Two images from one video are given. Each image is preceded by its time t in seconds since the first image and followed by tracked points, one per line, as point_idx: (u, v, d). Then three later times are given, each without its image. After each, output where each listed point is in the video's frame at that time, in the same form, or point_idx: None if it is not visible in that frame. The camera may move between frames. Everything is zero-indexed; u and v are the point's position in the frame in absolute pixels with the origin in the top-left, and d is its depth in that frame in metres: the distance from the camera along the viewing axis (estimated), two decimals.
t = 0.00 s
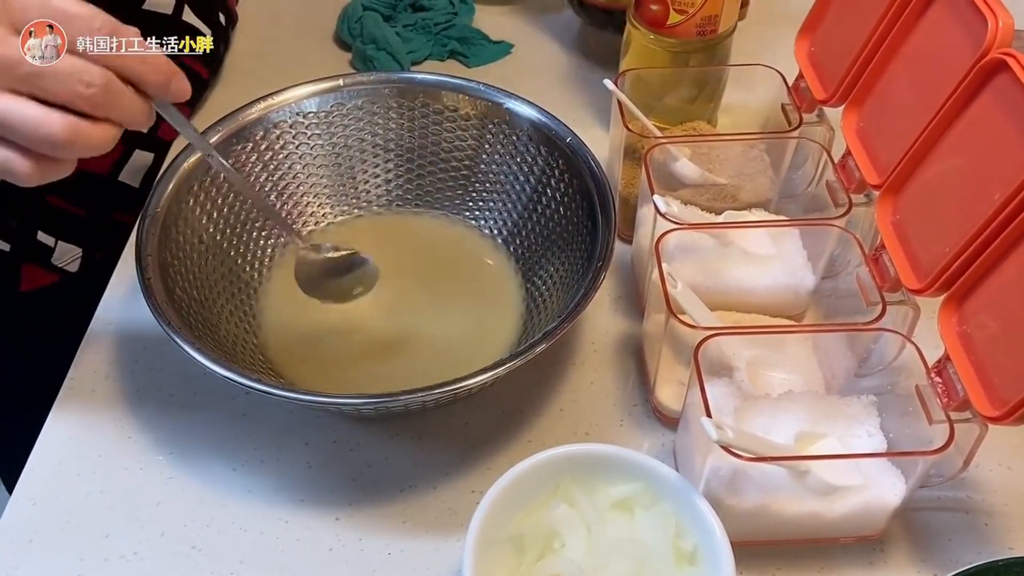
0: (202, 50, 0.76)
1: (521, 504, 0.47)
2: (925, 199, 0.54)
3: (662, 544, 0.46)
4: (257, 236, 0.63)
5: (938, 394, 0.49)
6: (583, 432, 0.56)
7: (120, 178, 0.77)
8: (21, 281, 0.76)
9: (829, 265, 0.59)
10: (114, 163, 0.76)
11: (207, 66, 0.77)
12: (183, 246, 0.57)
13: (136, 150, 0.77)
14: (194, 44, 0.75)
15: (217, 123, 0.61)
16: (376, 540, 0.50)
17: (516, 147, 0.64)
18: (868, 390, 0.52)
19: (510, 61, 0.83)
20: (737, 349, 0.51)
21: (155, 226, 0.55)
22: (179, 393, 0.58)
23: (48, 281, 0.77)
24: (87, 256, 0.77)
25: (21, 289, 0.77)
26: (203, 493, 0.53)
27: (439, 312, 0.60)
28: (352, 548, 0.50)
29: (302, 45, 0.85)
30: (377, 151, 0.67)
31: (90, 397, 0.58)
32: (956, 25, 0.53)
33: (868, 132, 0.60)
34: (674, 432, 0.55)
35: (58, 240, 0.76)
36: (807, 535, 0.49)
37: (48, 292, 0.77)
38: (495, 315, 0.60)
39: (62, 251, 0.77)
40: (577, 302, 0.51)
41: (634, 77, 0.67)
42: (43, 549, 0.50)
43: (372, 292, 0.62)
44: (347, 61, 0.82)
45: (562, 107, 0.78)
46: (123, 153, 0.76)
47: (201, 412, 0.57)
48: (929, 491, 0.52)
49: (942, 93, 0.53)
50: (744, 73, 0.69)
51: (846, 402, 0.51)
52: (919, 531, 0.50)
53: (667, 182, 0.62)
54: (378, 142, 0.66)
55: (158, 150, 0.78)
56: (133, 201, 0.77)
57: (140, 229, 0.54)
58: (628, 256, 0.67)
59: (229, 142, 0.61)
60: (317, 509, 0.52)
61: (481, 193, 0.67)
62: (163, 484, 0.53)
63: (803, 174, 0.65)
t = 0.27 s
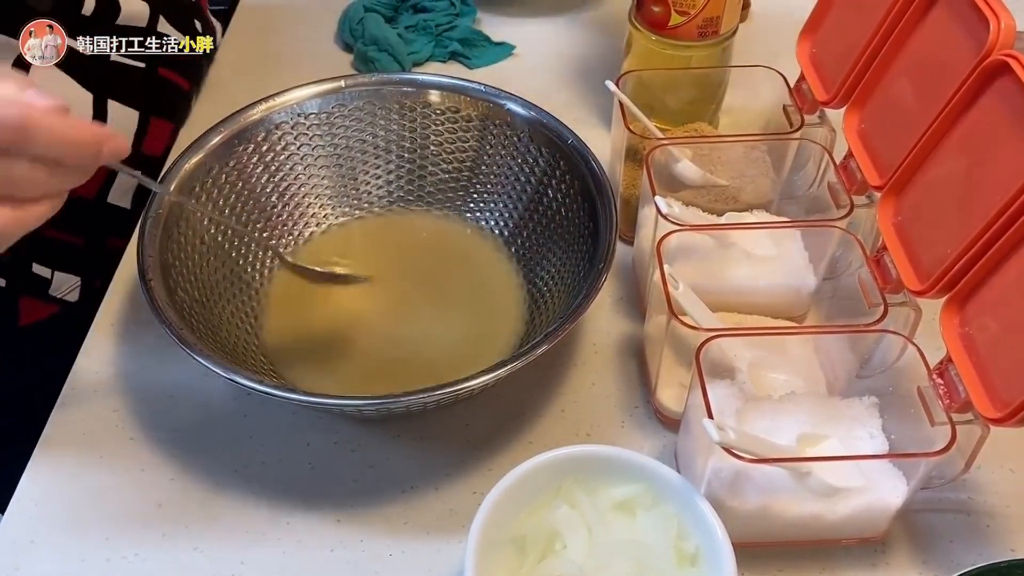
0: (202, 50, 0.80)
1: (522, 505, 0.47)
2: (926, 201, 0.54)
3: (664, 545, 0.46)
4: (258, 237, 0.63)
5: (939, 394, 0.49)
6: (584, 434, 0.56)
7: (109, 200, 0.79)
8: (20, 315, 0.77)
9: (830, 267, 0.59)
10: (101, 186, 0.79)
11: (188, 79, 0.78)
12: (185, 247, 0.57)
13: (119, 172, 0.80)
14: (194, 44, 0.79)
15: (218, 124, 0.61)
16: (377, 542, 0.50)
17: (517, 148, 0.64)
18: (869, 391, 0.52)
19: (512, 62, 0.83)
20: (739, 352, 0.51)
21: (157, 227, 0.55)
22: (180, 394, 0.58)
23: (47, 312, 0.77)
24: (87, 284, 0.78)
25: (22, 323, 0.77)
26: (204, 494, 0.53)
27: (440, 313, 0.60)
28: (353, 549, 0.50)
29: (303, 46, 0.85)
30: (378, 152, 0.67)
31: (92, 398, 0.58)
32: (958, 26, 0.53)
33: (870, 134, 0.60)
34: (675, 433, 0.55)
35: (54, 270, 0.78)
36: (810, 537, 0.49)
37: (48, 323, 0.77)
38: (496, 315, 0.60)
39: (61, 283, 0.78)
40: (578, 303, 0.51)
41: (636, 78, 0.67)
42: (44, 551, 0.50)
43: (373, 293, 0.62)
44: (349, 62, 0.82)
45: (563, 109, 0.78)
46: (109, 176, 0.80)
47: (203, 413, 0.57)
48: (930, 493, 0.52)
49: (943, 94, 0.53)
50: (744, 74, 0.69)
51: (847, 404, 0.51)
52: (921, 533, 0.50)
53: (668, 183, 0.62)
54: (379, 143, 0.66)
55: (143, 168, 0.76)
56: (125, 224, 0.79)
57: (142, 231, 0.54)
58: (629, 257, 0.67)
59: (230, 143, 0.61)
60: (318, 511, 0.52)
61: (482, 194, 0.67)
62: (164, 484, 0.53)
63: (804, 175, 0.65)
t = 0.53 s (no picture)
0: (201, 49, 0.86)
1: (523, 506, 0.47)
2: (928, 202, 0.54)
3: (665, 547, 0.46)
4: (259, 238, 0.63)
5: (941, 397, 0.49)
6: (585, 435, 0.55)
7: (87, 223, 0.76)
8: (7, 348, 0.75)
9: (831, 268, 0.59)
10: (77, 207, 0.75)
11: (150, 88, 0.79)
12: (185, 248, 0.57)
13: (95, 189, 0.76)
14: (194, 45, 0.86)
15: (219, 125, 0.60)
16: (378, 543, 0.50)
17: (518, 149, 0.64)
18: (869, 393, 0.52)
19: (513, 63, 0.83)
20: (740, 353, 0.51)
21: (158, 229, 0.55)
22: (180, 395, 0.58)
23: (36, 341, 0.76)
24: (71, 309, 0.76)
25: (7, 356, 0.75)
26: (204, 495, 0.53)
27: (440, 314, 0.60)
28: (353, 550, 0.50)
29: (304, 47, 0.85)
30: (380, 153, 0.67)
31: (92, 399, 0.58)
32: (959, 28, 0.52)
33: (871, 135, 0.60)
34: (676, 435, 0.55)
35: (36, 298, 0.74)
36: (810, 539, 0.49)
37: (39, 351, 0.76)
38: (496, 317, 0.60)
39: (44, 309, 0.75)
40: (579, 304, 0.51)
41: (637, 79, 0.67)
42: (45, 552, 0.50)
43: (374, 294, 0.62)
44: (350, 63, 0.82)
45: (564, 110, 0.78)
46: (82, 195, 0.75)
47: (203, 414, 0.57)
48: (931, 495, 0.52)
49: (945, 95, 0.53)
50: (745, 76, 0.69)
51: (848, 406, 0.50)
52: (922, 534, 0.50)
53: (669, 184, 0.62)
54: (380, 144, 0.66)
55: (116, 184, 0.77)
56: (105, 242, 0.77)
57: (143, 232, 0.54)
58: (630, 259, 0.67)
59: (232, 144, 0.61)
60: (318, 512, 0.52)
61: (483, 195, 0.67)
62: (164, 486, 0.53)
63: (805, 176, 0.65)
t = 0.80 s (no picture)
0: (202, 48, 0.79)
1: (527, 508, 0.47)
2: (932, 205, 0.54)
3: (669, 550, 0.46)
4: (263, 241, 0.63)
5: (945, 399, 0.49)
6: (589, 437, 0.56)
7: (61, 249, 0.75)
8: None
9: (835, 271, 0.59)
10: (49, 236, 0.74)
11: (112, 105, 0.81)
12: (190, 250, 0.57)
13: (67, 215, 0.75)
14: (194, 45, 0.79)
15: (224, 128, 0.61)
16: (382, 545, 0.50)
17: (521, 152, 0.64)
18: (873, 397, 0.52)
19: (516, 66, 0.83)
20: (743, 355, 0.51)
21: (163, 231, 0.55)
22: (184, 397, 0.58)
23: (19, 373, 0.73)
24: (53, 334, 0.75)
25: None
26: (209, 496, 0.53)
27: (445, 316, 0.60)
28: (358, 552, 0.50)
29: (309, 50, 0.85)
30: (383, 156, 0.67)
31: (96, 401, 0.58)
32: (963, 30, 0.53)
33: (875, 138, 0.60)
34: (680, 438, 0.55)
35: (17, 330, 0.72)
36: (814, 541, 0.49)
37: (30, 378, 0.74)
38: (500, 320, 0.60)
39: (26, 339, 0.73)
40: (583, 306, 0.51)
41: (640, 82, 0.67)
42: (50, 554, 0.50)
43: (378, 296, 0.62)
44: (354, 66, 0.82)
45: (568, 112, 0.78)
46: (55, 222, 0.74)
47: (207, 416, 0.57)
48: (935, 498, 0.52)
49: (949, 97, 0.53)
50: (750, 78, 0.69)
51: (853, 409, 0.50)
52: (927, 537, 0.50)
53: (673, 187, 0.62)
54: (384, 147, 0.67)
55: (87, 205, 0.76)
56: (80, 268, 0.76)
57: (148, 234, 0.54)
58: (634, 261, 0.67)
59: (236, 147, 0.61)
60: (323, 513, 0.52)
61: (486, 198, 0.67)
62: (168, 488, 0.53)
63: (809, 179, 0.65)
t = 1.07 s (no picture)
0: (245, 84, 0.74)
1: (532, 513, 0.47)
2: (937, 210, 0.54)
3: (675, 555, 0.46)
4: (270, 245, 0.64)
5: (951, 404, 0.49)
6: (594, 442, 0.56)
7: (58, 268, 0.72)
8: None
9: (840, 275, 0.59)
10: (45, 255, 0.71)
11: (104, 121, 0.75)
12: (197, 255, 0.57)
13: (62, 234, 0.72)
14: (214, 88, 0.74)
15: (231, 132, 0.61)
16: (388, 549, 0.51)
17: (527, 157, 0.64)
18: (879, 401, 0.52)
19: (521, 72, 0.83)
20: (748, 360, 0.51)
21: (170, 235, 0.55)
22: (191, 401, 0.58)
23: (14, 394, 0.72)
24: (51, 353, 0.72)
25: None
26: (215, 500, 0.53)
27: (451, 321, 0.61)
28: (364, 556, 0.50)
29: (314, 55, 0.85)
30: (389, 161, 0.67)
31: (103, 405, 0.58)
32: (968, 36, 0.53)
33: (879, 143, 0.61)
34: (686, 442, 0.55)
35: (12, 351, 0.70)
36: (819, 545, 0.49)
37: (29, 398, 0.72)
38: (505, 324, 0.61)
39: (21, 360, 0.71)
40: (588, 311, 0.51)
41: (645, 88, 0.67)
42: (57, 557, 0.50)
43: (384, 300, 0.62)
44: (360, 71, 0.83)
45: (572, 118, 0.78)
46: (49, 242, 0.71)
47: (214, 420, 0.57)
48: (941, 503, 0.52)
49: (953, 103, 0.53)
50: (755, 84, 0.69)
51: (858, 413, 0.50)
52: (933, 542, 0.50)
53: (678, 192, 0.62)
54: (390, 152, 0.67)
55: (82, 224, 0.73)
56: (79, 285, 0.73)
57: (155, 238, 0.54)
58: (639, 265, 0.67)
59: (243, 152, 0.61)
60: (328, 517, 0.52)
61: (492, 203, 0.67)
62: (175, 492, 0.53)
63: (814, 184, 0.65)
